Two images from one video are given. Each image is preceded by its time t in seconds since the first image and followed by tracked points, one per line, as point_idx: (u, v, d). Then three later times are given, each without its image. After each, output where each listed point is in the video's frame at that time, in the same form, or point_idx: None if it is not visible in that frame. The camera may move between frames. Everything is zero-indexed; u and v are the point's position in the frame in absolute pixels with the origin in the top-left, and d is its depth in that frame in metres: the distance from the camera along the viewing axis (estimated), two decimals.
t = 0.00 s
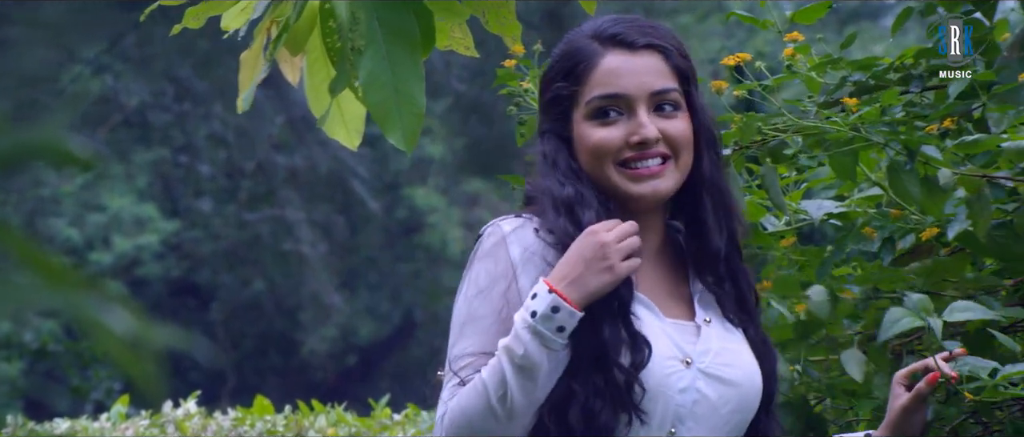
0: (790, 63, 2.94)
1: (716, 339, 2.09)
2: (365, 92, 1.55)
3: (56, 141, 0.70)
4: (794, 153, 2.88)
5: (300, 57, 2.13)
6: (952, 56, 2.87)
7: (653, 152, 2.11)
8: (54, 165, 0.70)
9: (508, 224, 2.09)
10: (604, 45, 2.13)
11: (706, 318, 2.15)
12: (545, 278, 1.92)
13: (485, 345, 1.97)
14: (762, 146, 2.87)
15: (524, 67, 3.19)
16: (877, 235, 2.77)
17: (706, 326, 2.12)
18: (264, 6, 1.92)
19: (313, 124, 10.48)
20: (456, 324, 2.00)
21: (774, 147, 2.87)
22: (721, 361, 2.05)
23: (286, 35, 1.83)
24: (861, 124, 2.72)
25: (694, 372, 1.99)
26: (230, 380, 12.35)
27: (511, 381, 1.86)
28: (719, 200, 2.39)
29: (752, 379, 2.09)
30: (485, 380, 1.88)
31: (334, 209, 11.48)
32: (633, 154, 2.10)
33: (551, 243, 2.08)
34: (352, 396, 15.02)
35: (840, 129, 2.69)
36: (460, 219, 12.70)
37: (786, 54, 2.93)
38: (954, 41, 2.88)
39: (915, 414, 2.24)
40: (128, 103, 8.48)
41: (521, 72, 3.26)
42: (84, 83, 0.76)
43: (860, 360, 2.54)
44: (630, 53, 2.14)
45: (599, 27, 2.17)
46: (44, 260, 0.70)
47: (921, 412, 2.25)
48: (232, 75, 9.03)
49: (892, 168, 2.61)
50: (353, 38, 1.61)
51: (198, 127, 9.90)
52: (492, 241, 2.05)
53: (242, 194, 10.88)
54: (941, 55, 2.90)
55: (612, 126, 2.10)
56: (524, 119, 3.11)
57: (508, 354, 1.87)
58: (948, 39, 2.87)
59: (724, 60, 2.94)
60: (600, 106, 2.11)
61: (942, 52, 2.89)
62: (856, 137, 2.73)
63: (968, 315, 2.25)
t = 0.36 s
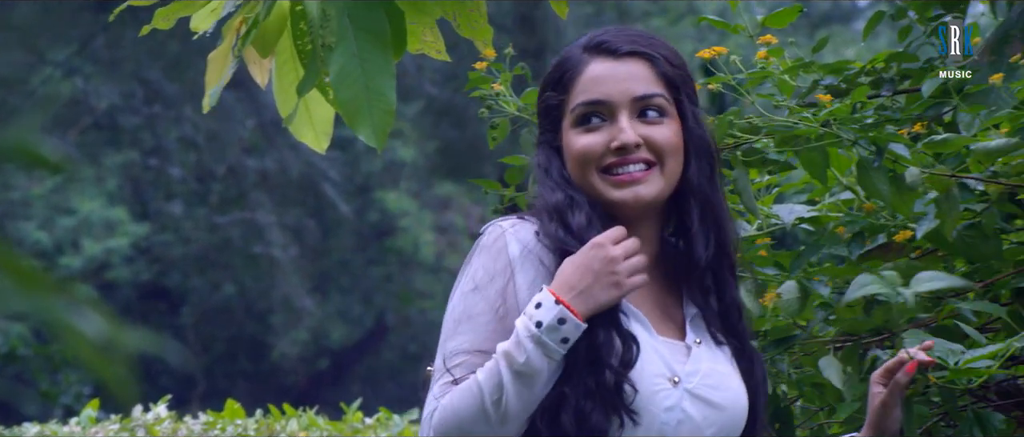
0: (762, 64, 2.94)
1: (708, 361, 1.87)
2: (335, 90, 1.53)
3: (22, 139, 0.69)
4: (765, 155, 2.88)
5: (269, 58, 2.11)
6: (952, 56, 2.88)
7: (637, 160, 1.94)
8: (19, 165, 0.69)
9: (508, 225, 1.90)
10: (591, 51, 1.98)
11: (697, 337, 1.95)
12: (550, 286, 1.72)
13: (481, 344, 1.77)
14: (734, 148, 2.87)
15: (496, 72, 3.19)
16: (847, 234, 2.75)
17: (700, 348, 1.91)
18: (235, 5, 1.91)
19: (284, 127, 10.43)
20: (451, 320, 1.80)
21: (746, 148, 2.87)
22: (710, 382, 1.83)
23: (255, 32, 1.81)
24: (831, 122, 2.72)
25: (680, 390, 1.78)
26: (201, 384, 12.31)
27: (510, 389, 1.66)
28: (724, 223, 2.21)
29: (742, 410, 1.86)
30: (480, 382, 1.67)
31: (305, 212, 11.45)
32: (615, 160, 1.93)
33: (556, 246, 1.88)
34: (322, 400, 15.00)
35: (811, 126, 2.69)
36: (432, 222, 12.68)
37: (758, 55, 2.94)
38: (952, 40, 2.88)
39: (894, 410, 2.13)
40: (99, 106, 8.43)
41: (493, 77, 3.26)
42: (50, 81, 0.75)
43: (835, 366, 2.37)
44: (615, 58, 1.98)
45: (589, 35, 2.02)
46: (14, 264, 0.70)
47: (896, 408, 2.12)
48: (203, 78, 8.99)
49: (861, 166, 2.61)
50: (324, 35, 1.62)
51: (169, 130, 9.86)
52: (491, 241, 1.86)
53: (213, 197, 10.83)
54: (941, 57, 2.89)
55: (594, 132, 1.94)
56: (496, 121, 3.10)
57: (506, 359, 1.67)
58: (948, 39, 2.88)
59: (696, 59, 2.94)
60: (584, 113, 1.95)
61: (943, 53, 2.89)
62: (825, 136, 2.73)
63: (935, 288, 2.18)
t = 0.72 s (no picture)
0: (736, 66, 2.94)
1: (690, 375, 1.94)
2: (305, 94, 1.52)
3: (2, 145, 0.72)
4: (739, 157, 2.87)
5: (245, 60, 2.10)
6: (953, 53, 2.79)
7: (603, 159, 1.97)
8: None
9: (495, 235, 1.97)
10: (566, 62, 2.07)
11: (682, 349, 1.99)
12: (526, 304, 1.78)
13: (463, 349, 1.83)
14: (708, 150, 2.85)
15: (471, 72, 3.18)
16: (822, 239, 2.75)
17: (683, 361, 1.97)
18: (210, 7, 1.88)
19: (258, 129, 10.40)
20: (434, 323, 1.86)
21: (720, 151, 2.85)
22: (692, 396, 1.90)
23: (229, 34, 1.81)
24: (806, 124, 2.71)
25: (660, 403, 1.84)
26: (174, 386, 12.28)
27: (483, 403, 1.72)
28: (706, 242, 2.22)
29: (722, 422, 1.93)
30: (455, 395, 1.74)
31: (279, 215, 11.43)
32: (583, 161, 1.97)
33: (536, 256, 1.95)
34: (296, 403, 14.94)
35: (785, 128, 2.69)
36: (406, 225, 12.64)
37: (732, 57, 2.93)
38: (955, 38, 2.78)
39: (868, 408, 2.11)
40: (71, 108, 8.40)
41: (469, 77, 3.26)
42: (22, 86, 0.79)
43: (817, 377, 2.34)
44: (584, 65, 2.06)
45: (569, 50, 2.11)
46: None
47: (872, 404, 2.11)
48: (177, 80, 8.97)
49: (836, 169, 2.60)
50: (297, 36, 1.63)
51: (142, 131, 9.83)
52: (475, 249, 1.93)
53: (186, 200, 10.79)
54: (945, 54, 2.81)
55: (561, 137, 2.00)
56: (472, 122, 3.10)
57: (481, 375, 1.73)
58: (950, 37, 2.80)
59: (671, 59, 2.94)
60: (555, 120, 2.03)
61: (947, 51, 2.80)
62: (800, 138, 2.72)
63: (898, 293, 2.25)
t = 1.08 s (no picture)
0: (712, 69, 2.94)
1: (662, 368, 1.91)
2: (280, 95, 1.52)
3: None
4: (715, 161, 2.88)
5: (221, 61, 2.09)
6: (952, 57, 2.71)
7: (559, 157, 1.98)
8: None
9: (469, 232, 1.98)
10: (541, 62, 2.10)
11: (653, 345, 1.96)
12: (483, 314, 1.76)
13: (437, 346, 1.85)
14: (685, 153, 2.86)
15: (448, 72, 3.17)
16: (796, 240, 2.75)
17: (656, 355, 1.94)
18: (184, 8, 1.88)
19: (232, 129, 10.37)
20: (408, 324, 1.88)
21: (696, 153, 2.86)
22: (661, 391, 1.87)
23: (206, 37, 1.81)
24: (783, 132, 2.72)
25: (625, 397, 1.82)
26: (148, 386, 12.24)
27: (442, 409, 1.73)
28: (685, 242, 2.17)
29: (693, 416, 1.90)
30: (417, 399, 1.75)
31: (254, 215, 11.40)
32: (541, 158, 1.99)
33: (507, 250, 1.96)
34: (271, 404, 14.91)
35: (762, 136, 2.70)
36: (382, 226, 12.63)
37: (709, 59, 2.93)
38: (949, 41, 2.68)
39: (845, 393, 2.10)
40: (44, 108, 8.36)
41: (445, 77, 3.24)
42: None
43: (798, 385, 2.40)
44: (553, 64, 2.09)
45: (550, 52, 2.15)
46: None
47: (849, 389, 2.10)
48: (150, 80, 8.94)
49: (816, 177, 2.61)
50: (272, 37, 1.64)
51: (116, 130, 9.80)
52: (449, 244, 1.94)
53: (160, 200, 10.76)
54: (941, 56, 2.74)
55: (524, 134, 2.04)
56: (449, 122, 3.09)
57: (441, 383, 1.73)
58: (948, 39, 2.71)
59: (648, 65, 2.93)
60: (525, 118, 2.07)
61: (942, 51, 2.73)
62: (777, 146, 2.73)
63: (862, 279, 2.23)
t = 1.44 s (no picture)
0: (697, 69, 2.95)
1: (641, 355, 1.98)
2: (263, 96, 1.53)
3: None
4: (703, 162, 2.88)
5: (203, 61, 2.08)
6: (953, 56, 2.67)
7: (532, 151, 2.07)
8: None
9: (452, 230, 2.13)
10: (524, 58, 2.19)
11: (634, 330, 2.03)
12: (452, 310, 1.88)
13: (420, 339, 1.99)
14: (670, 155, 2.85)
15: (432, 72, 3.17)
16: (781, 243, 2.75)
17: (637, 342, 2.00)
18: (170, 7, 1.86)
19: (217, 129, 10.37)
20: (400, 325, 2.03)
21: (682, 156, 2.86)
22: (637, 377, 1.94)
23: (189, 38, 1.81)
24: (769, 135, 2.73)
25: (599, 384, 1.90)
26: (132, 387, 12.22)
27: (416, 404, 1.86)
28: (667, 231, 2.20)
29: (671, 400, 1.96)
30: (396, 396, 1.89)
31: (238, 215, 11.39)
32: (516, 153, 2.08)
33: (483, 246, 2.09)
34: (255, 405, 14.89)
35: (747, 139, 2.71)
36: (366, 226, 12.62)
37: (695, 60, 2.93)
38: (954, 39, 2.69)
39: (829, 366, 2.09)
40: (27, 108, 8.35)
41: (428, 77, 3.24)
42: None
43: (786, 387, 2.43)
44: (534, 59, 2.17)
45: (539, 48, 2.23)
46: None
47: (835, 366, 2.09)
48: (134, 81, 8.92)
49: (801, 180, 2.63)
50: (258, 42, 1.63)
51: (100, 131, 9.79)
52: (430, 246, 2.09)
53: (144, 201, 10.75)
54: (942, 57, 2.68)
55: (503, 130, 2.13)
56: (434, 123, 3.09)
57: (415, 380, 1.86)
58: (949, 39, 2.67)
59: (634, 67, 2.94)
60: (506, 114, 2.16)
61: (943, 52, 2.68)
62: (764, 150, 2.74)
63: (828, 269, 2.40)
